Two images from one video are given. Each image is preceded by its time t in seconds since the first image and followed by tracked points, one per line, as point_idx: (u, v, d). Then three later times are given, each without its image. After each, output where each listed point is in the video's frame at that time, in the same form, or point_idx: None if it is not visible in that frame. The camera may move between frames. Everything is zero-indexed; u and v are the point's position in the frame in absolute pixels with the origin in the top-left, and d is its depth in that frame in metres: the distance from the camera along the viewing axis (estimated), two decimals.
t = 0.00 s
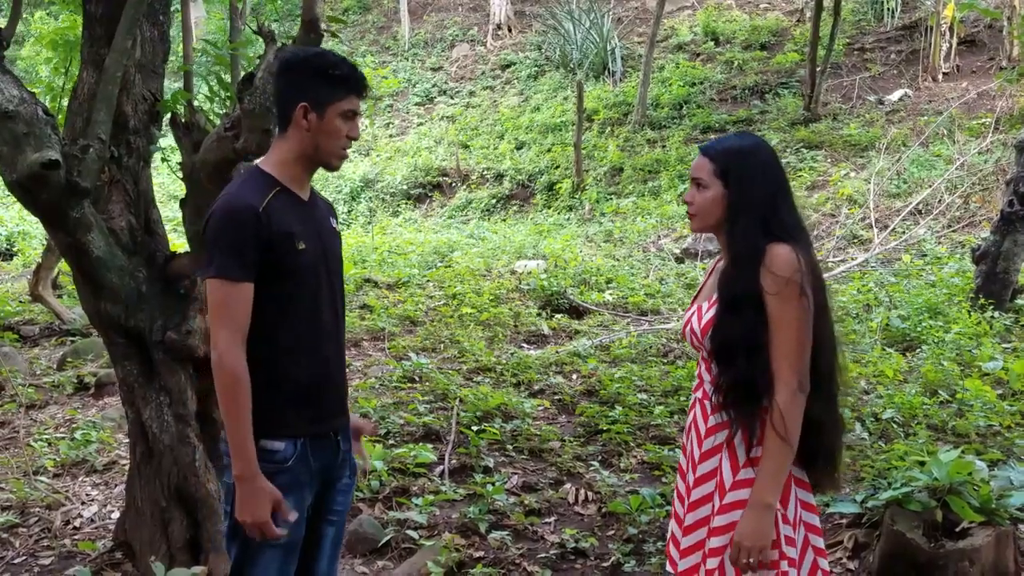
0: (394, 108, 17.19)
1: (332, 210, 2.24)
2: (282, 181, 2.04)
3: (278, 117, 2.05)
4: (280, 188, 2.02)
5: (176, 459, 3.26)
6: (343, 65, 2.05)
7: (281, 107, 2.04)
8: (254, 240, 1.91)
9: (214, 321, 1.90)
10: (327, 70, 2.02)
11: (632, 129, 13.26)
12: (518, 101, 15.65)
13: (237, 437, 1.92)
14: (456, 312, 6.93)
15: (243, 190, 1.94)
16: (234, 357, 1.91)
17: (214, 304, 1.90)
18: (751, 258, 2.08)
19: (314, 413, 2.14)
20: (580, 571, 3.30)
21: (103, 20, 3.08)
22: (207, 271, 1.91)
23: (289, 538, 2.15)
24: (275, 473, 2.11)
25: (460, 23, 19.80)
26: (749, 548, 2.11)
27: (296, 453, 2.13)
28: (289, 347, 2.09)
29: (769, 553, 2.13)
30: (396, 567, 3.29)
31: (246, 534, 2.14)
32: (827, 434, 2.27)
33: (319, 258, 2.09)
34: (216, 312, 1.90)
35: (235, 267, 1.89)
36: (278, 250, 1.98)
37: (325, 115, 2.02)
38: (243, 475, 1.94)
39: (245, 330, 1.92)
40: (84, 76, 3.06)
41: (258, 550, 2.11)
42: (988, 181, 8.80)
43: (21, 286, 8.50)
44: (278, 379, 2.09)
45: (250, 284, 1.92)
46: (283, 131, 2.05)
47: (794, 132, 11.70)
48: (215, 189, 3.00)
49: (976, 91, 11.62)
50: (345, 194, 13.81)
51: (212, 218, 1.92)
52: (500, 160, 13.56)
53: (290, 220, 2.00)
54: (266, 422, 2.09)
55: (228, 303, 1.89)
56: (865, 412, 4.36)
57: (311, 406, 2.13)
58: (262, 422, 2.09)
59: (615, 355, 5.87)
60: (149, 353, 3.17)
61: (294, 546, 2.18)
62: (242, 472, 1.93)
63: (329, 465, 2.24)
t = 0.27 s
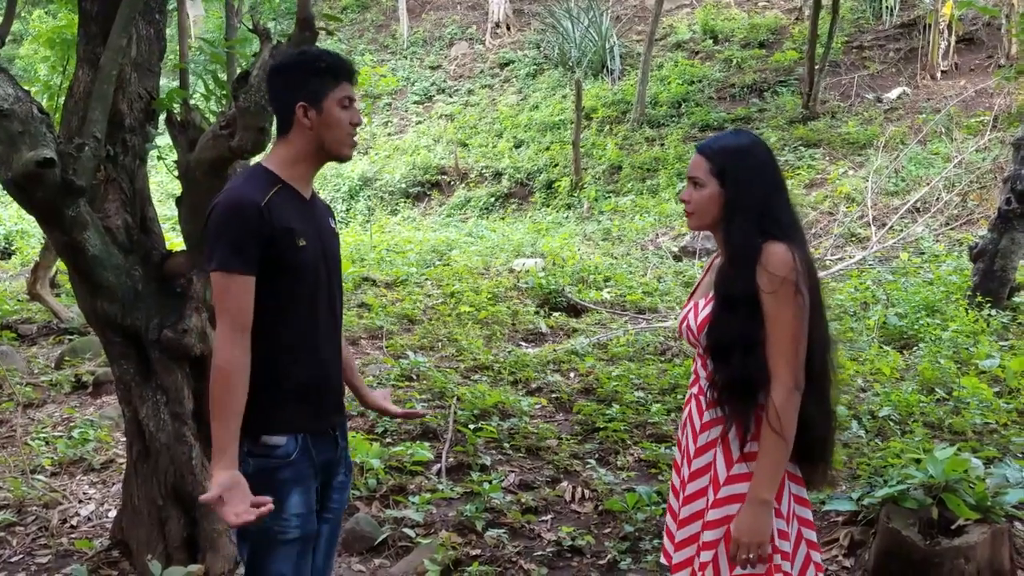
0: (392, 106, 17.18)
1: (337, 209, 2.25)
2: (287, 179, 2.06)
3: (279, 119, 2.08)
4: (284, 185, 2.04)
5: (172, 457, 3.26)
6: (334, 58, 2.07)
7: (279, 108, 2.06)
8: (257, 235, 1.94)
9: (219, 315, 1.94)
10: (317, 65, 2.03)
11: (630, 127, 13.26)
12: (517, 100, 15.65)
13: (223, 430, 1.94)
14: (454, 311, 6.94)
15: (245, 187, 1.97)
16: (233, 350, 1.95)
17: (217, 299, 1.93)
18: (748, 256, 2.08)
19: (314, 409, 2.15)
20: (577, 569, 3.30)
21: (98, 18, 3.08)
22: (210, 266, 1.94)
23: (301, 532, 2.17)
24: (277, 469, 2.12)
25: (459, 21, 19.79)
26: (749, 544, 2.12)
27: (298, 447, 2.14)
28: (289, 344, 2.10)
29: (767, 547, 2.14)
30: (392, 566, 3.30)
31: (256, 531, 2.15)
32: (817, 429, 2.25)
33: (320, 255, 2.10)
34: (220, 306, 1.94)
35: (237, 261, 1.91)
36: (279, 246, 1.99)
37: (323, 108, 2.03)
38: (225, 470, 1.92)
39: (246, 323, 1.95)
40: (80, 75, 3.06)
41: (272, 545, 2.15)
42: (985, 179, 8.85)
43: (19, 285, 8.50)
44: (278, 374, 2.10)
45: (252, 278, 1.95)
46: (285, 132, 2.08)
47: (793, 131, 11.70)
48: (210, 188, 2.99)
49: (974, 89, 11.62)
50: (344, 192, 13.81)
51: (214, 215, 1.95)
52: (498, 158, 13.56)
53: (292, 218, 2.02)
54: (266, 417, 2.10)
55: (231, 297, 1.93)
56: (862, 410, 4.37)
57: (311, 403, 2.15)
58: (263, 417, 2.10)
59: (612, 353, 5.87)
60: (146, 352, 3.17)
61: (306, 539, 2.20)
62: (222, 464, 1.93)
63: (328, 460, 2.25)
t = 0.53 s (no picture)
0: (392, 105, 17.18)
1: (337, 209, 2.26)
2: (287, 178, 2.07)
3: (275, 120, 2.09)
4: (284, 184, 2.05)
5: (172, 457, 3.26)
6: (324, 56, 2.08)
7: (274, 110, 2.08)
8: (260, 232, 1.96)
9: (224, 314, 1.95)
10: (307, 62, 2.05)
11: (630, 127, 13.26)
12: (517, 99, 15.65)
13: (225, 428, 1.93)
14: (453, 310, 6.94)
15: (246, 186, 1.99)
16: (237, 346, 1.96)
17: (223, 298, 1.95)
18: (754, 258, 2.08)
19: (318, 406, 2.16)
20: (576, 568, 3.31)
21: (98, 19, 3.08)
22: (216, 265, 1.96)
23: (320, 526, 2.18)
24: (291, 466, 2.12)
25: (459, 20, 19.78)
26: (759, 541, 2.11)
27: (308, 444, 2.15)
28: (294, 340, 2.11)
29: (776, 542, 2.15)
30: (392, 566, 3.30)
31: (274, 528, 2.15)
32: (820, 429, 2.27)
33: (322, 254, 2.12)
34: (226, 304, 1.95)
35: (242, 260, 1.93)
36: (281, 244, 2.01)
37: (317, 105, 2.04)
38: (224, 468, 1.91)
39: (251, 320, 1.96)
40: (81, 76, 3.07)
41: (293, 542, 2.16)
42: (984, 179, 8.86)
43: (19, 284, 8.50)
44: (283, 371, 2.11)
45: (256, 276, 1.96)
46: (281, 132, 2.09)
47: (792, 130, 11.70)
48: (210, 188, 3.00)
49: (974, 88, 11.62)
50: (343, 191, 13.81)
51: (218, 215, 1.97)
52: (498, 157, 13.56)
53: (294, 216, 2.03)
54: (272, 414, 2.10)
55: (236, 295, 1.94)
56: (861, 409, 4.37)
57: (316, 399, 2.16)
58: (270, 413, 2.10)
59: (612, 353, 5.87)
60: (146, 352, 3.18)
61: (326, 532, 2.21)
62: (220, 462, 1.91)
63: (335, 457, 2.25)
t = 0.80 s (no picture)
0: (392, 104, 17.18)
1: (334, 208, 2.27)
2: (285, 178, 2.08)
3: (276, 118, 2.09)
4: (284, 184, 2.06)
5: (174, 456, 3.27)
6: (328, 58, 2.08)
7: (275, 109, 2.08)
8: (263, 231, 1.97)
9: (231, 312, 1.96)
10: (313, 65, 2.05)
11: (630, 126, 13.27)
12: (517, 98, 15.65)
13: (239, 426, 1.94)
14: (454, 309, 6.95)
15: (248, 185, 2.00)
16: (248, 343, 1.95)
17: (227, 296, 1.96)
18: (764, 257, 2.09)
19: (322, 401, 2.18)
20: (576, 567, 3.32)
21: (100, 18, 3.08)
22: (220, 264, 1.96)
23: (342, 512, 2.21)
24: (308, 458, 2.13)
25: (458, 20, 19.78)
26: (776, 535, 2.14)
27: (319, 436, 2.16)
28: (297, 337, 2.12)
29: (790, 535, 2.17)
30: (393, 565, 3.31)
31: (296, 522, 2.15)
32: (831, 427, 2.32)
33: (322, 251, 2.12)
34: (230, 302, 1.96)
35: (245, 258, 1.94)
36: (283, 242, 2.02)
37: (319, 108, 2.05)
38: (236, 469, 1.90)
39: (259, 318, 1.96)
40: (82, 75, 3.07)
41: (317, 533, 2.16)
42: (984, 178, 8.88)
43: (19, 283, 8.51)
44: (287, 368, 2.11)
45: (260, 274, 1.97)
46: (281, 131, 2.09)
47: (792, 129, 11.71)
48: (211, 187, 2.99)
49: (974, 87, 11.62)
50: (344, 191, 13.82)
51: (220, 214, 1.98)
52: (498, 156, 13.56)
53: (295, 215, 2.05)
54: (279, 410, 2.11)
55: (243, 293, 1.95)
56: (861, 408, 4.37)
57: (320, 395, 2.17)
58: (274, 412, 2.11)
59: (612, 352, 5.88)
60: (147, 351, 3.19)
61: (347, 517, 2.24)
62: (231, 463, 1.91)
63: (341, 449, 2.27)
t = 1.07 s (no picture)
0: (392, 103, 17.19)
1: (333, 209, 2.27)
2: (286, 176, 2.09)
3: (277, 117, 2.10)
4: (285, 183, 2.07)
5: (172, 455, 3.27)
6: (331, 58, 2.10)
7: (277, 108, 2.09)
8: (266, 230, 1.98)
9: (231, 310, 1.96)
10: (315, 64, 2.07)
11: (630, 124, 13.28)
12: (516, 97, 15.65)
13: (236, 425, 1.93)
14: (453, 308, 6.95)
15: (251, 184, 2.00)
16: (248, 342, 1.95)
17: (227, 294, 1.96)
18: (764, 257, 2.10)
19: (319, 399, 2.18)
20: (575, 565, 3.32)
21: (98, 17, 3.08)
22: (221, 262, 1.97)
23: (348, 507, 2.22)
24: (309, 454, 2.13)
25: (458, 18, 19.78)
26: (777, 529, 2.15)
27: (318, 433, 2.17)
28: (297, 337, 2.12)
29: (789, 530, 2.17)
30: (392, 564, 3.31)
31: (299, 519, 2.15)
32: (831, 422, 2.33)
33: (323, 252, 2.13)
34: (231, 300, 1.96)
35: (247, 256, 1.94)
36: (285, 241, 2.02)
37: (321, 108, 2.06)
38: (228, 469, 1.90)
39: (260, 317, 1.96)
40: (81, 74, 3.08)
41: (323, 530, 2.16)
42: (983, 176, 8.90)
43: (19, 282, 8.52)
44: (286, 368, 2.11)
45: (261, 273, 1.97)
46: (282, 130, 2.10)
47: (792, 128, 11.71)
48: (209, 186, 2.99)
49: (973, 86, 11.63)
50: (343, 190, 13.83)
51: (222, 213, 1.98)
52: (498, 155, 13.56)
53: (297, 215, 2.05)
54: (278, 410, 2.11)
55: (245, 292, 1.95)
56: (859, 407, 4.38)
57: (318, 393, 2.18)
58: (274, 410, 2.11)
59: (611, 350, 5.88)
60: (146, 350, 3.19)
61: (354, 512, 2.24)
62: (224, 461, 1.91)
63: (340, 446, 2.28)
